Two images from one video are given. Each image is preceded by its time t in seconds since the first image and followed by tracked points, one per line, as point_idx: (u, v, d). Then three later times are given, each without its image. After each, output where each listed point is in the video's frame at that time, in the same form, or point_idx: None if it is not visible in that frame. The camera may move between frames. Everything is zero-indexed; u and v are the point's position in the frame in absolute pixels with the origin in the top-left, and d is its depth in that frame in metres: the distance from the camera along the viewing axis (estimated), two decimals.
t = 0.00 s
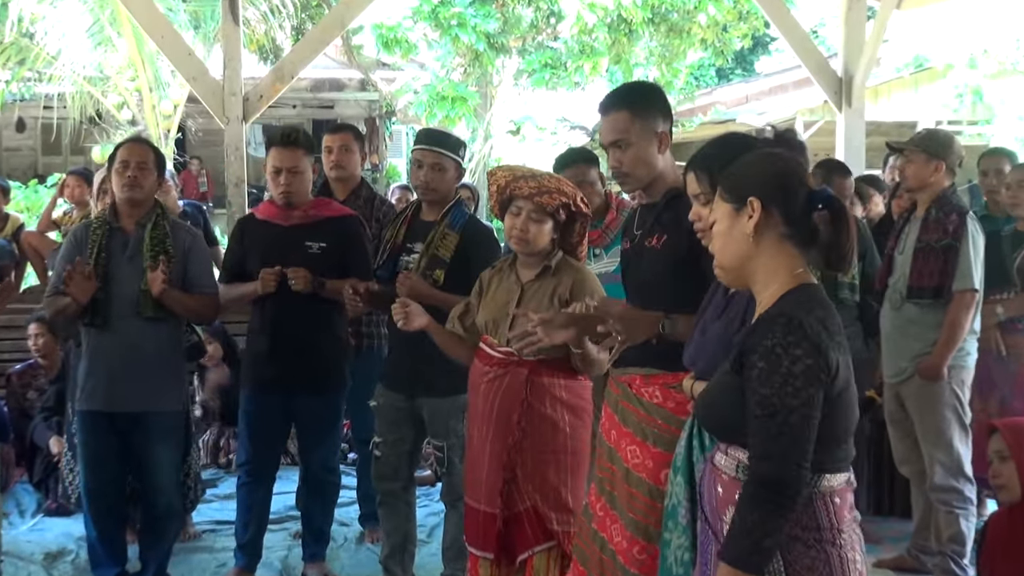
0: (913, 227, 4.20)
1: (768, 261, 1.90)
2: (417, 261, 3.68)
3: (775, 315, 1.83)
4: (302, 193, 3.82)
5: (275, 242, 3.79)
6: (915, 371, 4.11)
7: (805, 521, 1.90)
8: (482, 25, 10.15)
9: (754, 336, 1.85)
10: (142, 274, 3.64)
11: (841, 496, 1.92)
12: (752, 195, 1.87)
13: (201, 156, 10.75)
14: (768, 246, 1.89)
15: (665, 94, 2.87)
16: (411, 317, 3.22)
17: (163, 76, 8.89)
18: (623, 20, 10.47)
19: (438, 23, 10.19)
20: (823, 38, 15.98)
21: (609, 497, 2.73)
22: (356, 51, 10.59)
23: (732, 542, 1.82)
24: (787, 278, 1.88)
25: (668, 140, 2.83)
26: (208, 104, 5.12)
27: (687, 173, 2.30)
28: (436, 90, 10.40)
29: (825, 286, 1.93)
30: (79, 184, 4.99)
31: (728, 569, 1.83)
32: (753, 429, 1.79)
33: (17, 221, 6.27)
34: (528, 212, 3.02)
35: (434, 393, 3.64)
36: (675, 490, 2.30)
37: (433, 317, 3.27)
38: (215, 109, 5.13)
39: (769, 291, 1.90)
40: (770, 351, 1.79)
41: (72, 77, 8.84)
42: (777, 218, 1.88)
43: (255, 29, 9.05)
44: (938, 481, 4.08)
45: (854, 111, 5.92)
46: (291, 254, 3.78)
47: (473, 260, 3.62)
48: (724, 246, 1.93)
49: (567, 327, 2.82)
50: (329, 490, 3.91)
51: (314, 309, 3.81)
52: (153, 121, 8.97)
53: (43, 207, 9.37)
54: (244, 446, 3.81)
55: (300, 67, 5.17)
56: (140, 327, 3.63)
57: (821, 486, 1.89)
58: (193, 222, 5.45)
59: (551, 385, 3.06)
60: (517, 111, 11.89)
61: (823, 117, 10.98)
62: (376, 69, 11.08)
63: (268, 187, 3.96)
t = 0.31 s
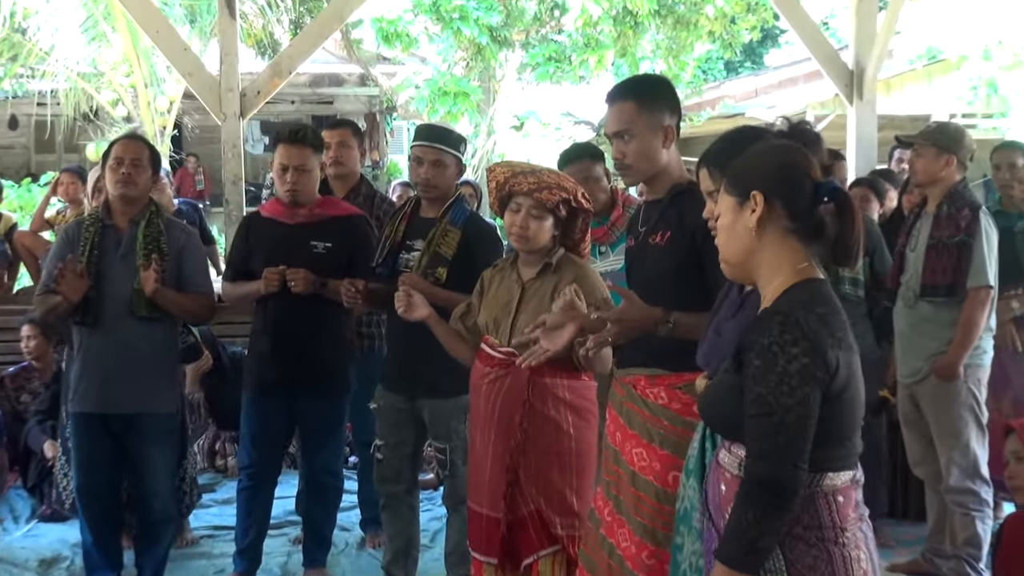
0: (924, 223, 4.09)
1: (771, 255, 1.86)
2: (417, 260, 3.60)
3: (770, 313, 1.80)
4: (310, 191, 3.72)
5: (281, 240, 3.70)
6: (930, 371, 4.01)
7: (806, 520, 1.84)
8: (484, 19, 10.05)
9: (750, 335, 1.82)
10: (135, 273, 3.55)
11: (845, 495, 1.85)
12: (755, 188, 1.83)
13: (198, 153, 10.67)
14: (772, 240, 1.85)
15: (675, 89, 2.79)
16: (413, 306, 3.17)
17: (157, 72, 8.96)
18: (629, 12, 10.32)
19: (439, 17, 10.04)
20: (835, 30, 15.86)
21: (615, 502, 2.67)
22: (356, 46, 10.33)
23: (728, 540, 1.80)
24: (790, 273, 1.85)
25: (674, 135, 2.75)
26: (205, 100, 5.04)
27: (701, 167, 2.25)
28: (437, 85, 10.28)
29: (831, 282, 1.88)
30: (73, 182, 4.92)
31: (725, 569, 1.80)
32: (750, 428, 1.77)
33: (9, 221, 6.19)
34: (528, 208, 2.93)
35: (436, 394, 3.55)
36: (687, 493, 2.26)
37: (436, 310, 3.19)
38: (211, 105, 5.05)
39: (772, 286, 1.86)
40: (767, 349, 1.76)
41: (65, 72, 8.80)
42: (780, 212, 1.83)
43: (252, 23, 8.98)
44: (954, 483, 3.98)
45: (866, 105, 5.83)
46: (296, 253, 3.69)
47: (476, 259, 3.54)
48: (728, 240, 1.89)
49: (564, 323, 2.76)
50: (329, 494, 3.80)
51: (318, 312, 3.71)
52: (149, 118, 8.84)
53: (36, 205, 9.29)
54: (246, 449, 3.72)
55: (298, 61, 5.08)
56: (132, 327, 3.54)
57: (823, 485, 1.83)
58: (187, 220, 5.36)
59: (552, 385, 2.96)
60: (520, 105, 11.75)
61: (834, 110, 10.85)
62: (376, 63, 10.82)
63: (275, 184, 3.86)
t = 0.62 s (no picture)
0: (939, 221, 3.99)
1: (780, 253, 1.83)
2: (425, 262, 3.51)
3: (785, 312, 1.75)
4: (317, 190, 3.63)
5: (282, 240, 3.62)
6: (946, 371, 3.91)
7: (819, 519, 1.81)
8: (489, 12, 9.91)
9: (762, 334, 1.77)
10: (132, 275, 3.46)
11: (857, 494, 1.83)
12: (764, 184, 1.81)
13: (197, 151, 10.60)
14: (781, 237, 1.82)
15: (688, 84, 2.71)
16: (417, 303, 3.06)
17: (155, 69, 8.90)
18: (636, 5, 10.14)
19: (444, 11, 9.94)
20: (849, 23, 15.74)
21: (619, 508, 2.59)
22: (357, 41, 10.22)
23: (741, 541, 1.75)
24: (798, 272, 1.81)
25: (683, 131, 2.67)
26: (203, 97, 4.98)
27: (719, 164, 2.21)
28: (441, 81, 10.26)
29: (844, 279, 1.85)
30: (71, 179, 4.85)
31: (736, 569, 1.75)
32: (764, 428, 1.72)
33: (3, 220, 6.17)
34: (531, 207, 2.84)
35: (446, 396, 3.47)
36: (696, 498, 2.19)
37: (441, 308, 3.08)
38: (210, 102, 4.99)
39: (781, 285, 1.83)
40: (781, 348, 1.71)
41: (62, 69, 8.71)
42: (790, 209, 1.81)
43: (251, 18, 8.95)
44: (970, 486, 3.89)
45: (879, 99, 5.73)
46: (300, 253, 3.61)
47: (484, 260, 3.44)
48: (735, 236, 1.86)
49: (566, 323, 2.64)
50: (333, 499, 3.73)
51: (322, 314, 3.63)
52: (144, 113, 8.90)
53: (31, 205, 9.23)
54: (244, 454, 3.63)
55: (298, 57, 5.00)
56: (129, 330, 3.45)
57: (835, 485, 1.81)
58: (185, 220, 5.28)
59: (556, 387, 2.87)
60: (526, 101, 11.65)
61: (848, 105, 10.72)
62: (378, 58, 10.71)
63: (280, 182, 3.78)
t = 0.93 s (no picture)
0: (955, 218, 3.88)
1: (793, 252, 1.84)
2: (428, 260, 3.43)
3: (811, 312, 1.73)
4: (313, 187, 3.52)
5: (278, 238, 3.51)
6: (962, 373, 3.80)
7: (844, 524, 1.83)
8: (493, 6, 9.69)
9: (789, 335, 1.75)
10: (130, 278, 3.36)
11: (875, 497, 1.86)
12: (775, 183, 1.81)
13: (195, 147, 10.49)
14: (794, 235, 1.83)
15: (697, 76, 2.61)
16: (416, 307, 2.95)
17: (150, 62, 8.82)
18: None
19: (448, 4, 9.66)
20: (863, 16, 15.57)
21: (626, 515, 2.48)
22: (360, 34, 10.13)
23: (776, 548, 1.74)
24: (812, 270, 1.82)
25: (692, 123, 2.56)
26: (201, 92, 4.90)
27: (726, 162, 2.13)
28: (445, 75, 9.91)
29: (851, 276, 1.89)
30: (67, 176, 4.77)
31: None
32: (795, 432, 1.70)
33: None
34: (540, 204, 2.74)
35: (451, 400, 3.36)
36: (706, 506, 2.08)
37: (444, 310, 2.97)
38: (207, 97, 4.92)
39: (795, 284, 1.83)
40: (812, 351, 1.70)
41: (53, 62, 8.62)
42: (801, 207, 1.82)
43: (249, 10, 8.82)
44: (988, 490, 3.78)
45: (895, 93, 5.62)
46: (295, 252, 3.50)
47: (488, 259, 3.34)
48: (745, 236, 1.86)
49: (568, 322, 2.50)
50: (333, 505, 3.63)
51: (318, 313, 3.52)
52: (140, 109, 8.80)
53: (23, 203, 9.10)
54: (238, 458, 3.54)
55: (297, 50, 4.93)
56: (126, 335, 3.35)
57: (856, 488, 1.83)
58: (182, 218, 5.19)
59: (558, 390, 2.76)
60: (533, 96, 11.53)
61: (861, 99, 10.57)
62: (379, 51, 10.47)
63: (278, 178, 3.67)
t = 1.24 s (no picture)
0: (971, 213, 3.76)
1: (805, 251, 1.74)
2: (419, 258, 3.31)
3: (836, 313, 1.63)
4: (299, 182, 3.43)
5: (263, 236, 3.42)
6: (977, 373, 3.70)
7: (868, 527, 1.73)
8: None
9: (812, 335, 1.64)
10: (118, 275, 3.26)
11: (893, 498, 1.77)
12: (787, 179, 1.71)
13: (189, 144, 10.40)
14: (807, 234, 1.73)
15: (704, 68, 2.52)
16: (417, 310, 2.85)
17: (143, 56, 8.75)
18: None
19: None
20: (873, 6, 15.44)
21: (631, 520, 2.38)
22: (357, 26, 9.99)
23: (808, 556, 1.63)
24: (824, 272, 1.72)
25: (701, 117, 2.47)
26: (195, 86, 4.86)
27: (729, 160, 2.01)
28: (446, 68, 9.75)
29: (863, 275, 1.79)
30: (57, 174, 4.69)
31: None
32: (824, 437, 1.60)
33: None
34: (552, 199, 2.65)
35: (445, 403, 3.24)
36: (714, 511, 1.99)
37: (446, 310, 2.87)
38: (202, 92, 4.87)
39: (807, 284, 1.73)
40: (842, 352, 1.59)
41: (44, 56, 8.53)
42: (813, 203, 1.71)
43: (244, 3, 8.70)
44: (1005, 494, 3.68)
45: (908, 85, 5.52)
46: (282, 250, 3.41)
47: (484, 256, 3.24)
48: (754, 235, 1.76)
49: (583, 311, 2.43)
50: (325, 509, 3.54)
51: (308, 311, 3.42)
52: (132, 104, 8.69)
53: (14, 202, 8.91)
54: (229, 463, 3.44)
55: (293, 43, 4.89)
56: (116, 333, 3.25)
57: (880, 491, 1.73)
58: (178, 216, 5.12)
59: (564, 391, 2.66)
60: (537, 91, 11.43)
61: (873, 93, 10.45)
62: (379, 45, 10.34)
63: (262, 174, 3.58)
